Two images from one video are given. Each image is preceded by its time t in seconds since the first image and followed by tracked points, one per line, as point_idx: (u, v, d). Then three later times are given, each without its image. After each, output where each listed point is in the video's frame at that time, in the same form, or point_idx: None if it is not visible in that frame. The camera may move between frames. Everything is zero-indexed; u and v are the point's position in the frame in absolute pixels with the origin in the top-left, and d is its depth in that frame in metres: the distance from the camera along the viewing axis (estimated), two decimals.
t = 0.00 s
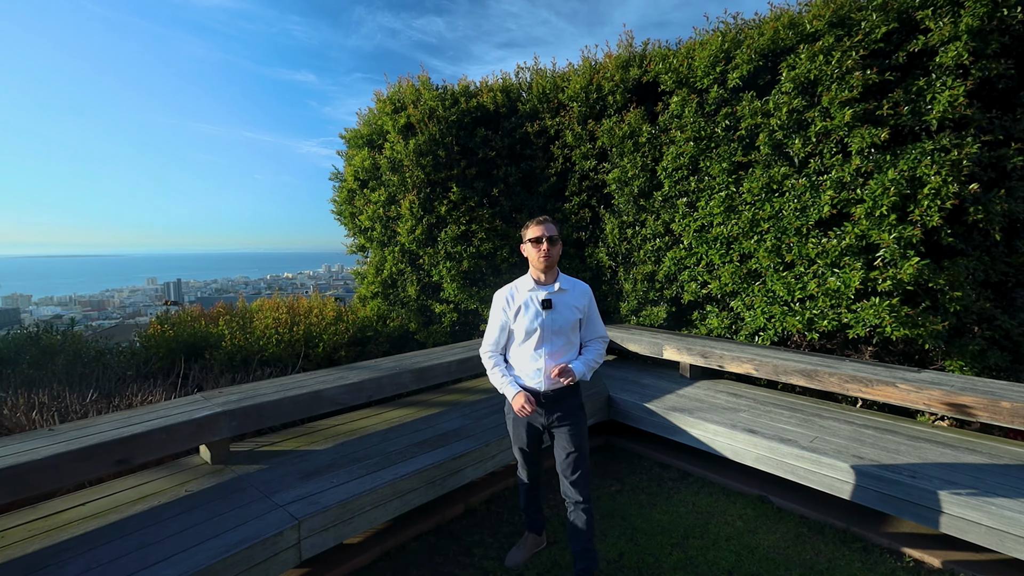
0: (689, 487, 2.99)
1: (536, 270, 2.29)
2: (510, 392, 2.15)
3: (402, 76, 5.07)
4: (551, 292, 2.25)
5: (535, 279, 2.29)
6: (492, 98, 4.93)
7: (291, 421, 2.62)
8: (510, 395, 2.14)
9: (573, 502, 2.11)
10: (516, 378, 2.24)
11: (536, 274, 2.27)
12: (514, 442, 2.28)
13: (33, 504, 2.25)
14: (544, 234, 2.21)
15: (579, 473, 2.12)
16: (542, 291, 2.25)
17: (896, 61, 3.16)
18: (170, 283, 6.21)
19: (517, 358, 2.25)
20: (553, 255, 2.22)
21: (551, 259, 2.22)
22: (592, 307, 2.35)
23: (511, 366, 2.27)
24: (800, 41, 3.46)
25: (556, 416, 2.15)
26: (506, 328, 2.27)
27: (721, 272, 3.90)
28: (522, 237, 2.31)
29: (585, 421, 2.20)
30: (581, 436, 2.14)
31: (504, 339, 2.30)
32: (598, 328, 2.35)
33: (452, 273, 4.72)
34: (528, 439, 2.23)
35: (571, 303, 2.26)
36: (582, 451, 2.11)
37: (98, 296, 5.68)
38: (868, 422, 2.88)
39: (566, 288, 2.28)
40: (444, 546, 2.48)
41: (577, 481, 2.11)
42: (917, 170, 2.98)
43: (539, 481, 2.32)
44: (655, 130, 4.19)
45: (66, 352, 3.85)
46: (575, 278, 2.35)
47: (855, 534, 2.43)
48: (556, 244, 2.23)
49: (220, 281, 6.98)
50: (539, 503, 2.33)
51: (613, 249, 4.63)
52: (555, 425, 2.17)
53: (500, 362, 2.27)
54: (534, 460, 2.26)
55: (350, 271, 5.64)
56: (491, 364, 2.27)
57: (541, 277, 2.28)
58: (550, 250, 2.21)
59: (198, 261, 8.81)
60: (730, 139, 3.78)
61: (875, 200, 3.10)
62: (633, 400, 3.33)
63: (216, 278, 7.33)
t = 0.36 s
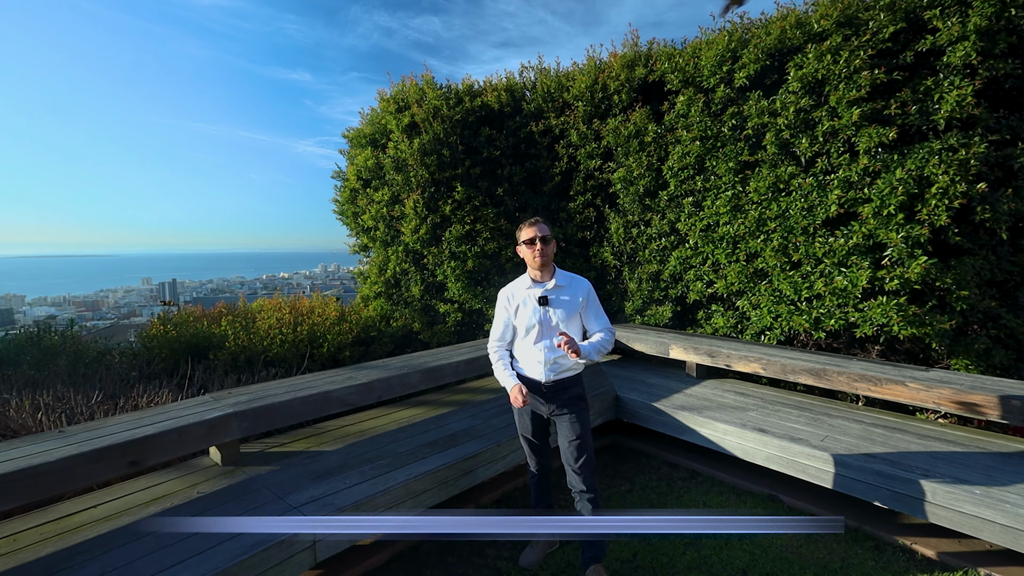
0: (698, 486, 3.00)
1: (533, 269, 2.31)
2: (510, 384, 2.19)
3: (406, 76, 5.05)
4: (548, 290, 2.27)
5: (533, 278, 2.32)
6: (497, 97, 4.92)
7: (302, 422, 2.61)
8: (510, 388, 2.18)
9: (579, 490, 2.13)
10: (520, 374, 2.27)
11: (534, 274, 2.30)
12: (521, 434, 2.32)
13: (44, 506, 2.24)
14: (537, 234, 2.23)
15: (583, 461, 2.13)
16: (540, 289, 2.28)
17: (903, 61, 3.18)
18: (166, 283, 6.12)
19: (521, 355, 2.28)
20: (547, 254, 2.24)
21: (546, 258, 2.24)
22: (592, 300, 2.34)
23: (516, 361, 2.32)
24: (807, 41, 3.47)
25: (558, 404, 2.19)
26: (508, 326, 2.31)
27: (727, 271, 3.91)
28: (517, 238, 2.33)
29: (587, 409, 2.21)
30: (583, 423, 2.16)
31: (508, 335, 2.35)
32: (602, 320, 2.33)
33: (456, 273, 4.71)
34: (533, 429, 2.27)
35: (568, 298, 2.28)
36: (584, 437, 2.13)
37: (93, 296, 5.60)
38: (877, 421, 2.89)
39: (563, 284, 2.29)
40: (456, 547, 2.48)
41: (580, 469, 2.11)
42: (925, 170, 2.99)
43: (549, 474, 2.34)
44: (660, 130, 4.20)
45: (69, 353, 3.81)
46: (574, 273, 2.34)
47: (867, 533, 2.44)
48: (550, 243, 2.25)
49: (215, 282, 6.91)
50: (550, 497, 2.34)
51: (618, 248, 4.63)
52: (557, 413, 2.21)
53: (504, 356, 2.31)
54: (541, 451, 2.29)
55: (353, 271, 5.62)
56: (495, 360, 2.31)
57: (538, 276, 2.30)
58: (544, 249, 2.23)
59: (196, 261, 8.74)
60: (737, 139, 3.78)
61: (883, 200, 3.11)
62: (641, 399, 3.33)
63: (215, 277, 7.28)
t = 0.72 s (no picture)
0: (694, 484, 3.01)
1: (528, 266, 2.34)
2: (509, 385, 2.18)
3: (398, 75, 5.02)
4: (543, 288, 2.30)
5: (528, 277, 2.35)
6: (490, 97, 4.90)
7: (295, 425, 2.57)
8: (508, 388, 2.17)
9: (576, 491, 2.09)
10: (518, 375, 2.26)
11: (529, 272, 2.32)
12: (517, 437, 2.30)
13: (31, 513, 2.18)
14: (533, 232, 2.25)
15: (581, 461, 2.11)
16: (535, 287, 2.31)
17: (893, 62, 3.22)
18: (151, 284, 5.99)
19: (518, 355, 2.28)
20: (542, 251, 2.26)
21: (541, 256, 2.26)
22: (586, 298, 2.35)
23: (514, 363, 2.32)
24: (799, 42, 3.50)
25: (555, 403, 2.17)
26: (505, 328, 2.33)
27: (720, 270, 3.93)
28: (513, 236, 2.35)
29: (584, 408, 2.21)
30: (581, 422, 2.16)
31: (506, 338, 2.36)
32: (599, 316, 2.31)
33: (449, 273, 4.69)
34: (530, 430, 2.24)
35: (563, 295, 2.30)
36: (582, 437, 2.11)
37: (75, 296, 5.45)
38: (869, 418, 2.92)
39: (558, 282, 2.33)
40: (453, 549, 2.47)
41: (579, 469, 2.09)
42: (914, 170, 3.03)
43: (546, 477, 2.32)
44: (654, 129, 4.21)
45: (53, 357, 3.73)
46: (569, 272, 2.37)
47: (860, 529, 2.47)
48: (546, 241, 2.27)
49: (204, 283, 6.80)
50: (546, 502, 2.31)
51: (611, 248, 4.64)
52: (555, 413, 2.19)
53: (502, 359, 2.31)
54: (537, 453, 2.27)
55: (344, 271, 5.57)
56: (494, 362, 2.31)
57: (533, 274, 2.33)
58: (540, 247, 2.25)
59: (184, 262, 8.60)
60: (729, 139, 3.81)
61: (873, 199, 3.15)
62: (636, 399, 3.34)
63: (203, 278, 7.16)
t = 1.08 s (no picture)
0: (675, 482, 3.03)
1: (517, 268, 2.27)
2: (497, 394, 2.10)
3: (378, 72, 4.96)
4: (532, 290, 2.25)
5: (516, 279, 2.29)
6: (470, 95, 4.88)
7: (271, 429, 2.51)
8: (497, 396, 2.09)
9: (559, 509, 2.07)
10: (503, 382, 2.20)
11: (517, 274, 2.26)
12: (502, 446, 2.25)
13: None
14: (523, 232, 2.17)
15: (565, 477, 2.07)
16: (524, 289, 2.25)
17: (865, 64, 3.29)
18: (125, 285, 5.80)
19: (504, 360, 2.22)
20: (532, 252, 2.19)
21: (530, 257, 2.19)
22: (577, 302, 2.29)
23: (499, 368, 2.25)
24: (775, 43, 3.55)
25: (541, 416, 2.12)
26: (490, 331, 2.26)
27: (699, 269, 3.97)
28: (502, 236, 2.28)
29: (571, 421, 2.15)
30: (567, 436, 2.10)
31: (491, 343, 2.29)
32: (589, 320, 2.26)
33: (431, 273, 4.65)
34: (515, 441, 2.20)
35: (552, 299, 2.24)
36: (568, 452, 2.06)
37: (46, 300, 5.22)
38: (845, 413, 2.98)
39: (547, 285, 2.27)
40: (435, 552, 2.44)
41: (563, 486, 2.05)
42: (886, 170, 3.10)
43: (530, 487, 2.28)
44: (634, 129, 4.23)
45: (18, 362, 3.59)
46: (558, 275, 2.32)
47: (836, 523, 2.52)
48: (536, 242, 2.20)
49: (180, 284, 6.64)
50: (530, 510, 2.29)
51: (593, 247, 4.66)
52: (541, 426, 2.14)
53: (487, 365, 2.23)
54: (522, 463, 2.23)
55: (324, 272, 5.49)
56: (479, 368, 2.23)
57: (522, 276, 2.27)
58: (530, 248, 2.19)
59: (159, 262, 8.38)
60: (708, 139, 3.85)
61: (848, 199, 3.21)
62: (618, 397, 3.35)
63: (178, 279, 6.99)
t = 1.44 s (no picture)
0: (660, 483, 3.02)
1: (514, 269, 2.22)
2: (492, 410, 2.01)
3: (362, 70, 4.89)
4: (529, 293, 2.18)
5: (514, 281, 2.23)
6: (456, 94, 4.83)
7: (248, 435, 2.45)
8: (491, 413, 2.00)
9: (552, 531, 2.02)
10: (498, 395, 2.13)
11: (515, 275, 2.22)
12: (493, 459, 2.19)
13: None
14: (520, 231, 2.13)
15: (559, 499, 2.02)
16: (522, 293, 2.19)
17: (848, 64, 3.29)
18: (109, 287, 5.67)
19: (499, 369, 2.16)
20: (529, 252, 2.15)
21: (527, 256, 2.14)
22: (577, 308, 2.23)
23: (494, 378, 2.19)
24: (758, 43, 3.55)
25: (543, 434, 2.05)
26: (485, 338, 2.19)
27: (685, 268, 3.96)
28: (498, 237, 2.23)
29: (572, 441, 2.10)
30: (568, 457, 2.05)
31: (484, 352, 2.21)
32: (589, 329, 2.21)
33: (416, 273, 4.59)
34: (511, 455, 2.13)
35: (552, 304, 2.17)
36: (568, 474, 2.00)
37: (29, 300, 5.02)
38: (828, 412, 2.98)
39: (547, 290, 2.20)
40: (416, 558, 2.40)
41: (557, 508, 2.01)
42: (869, 169, 3.11)
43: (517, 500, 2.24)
44: (619, 128, 4.21)
45: None
46: (557, 278, 2.25)
47: (820, 523, 2.52)
48: (532, 241, 2.16)
49: (162, 285, 6.52)
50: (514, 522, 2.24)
51: (579, 247, 4.63)
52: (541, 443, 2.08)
53: (480, 377, 2.16)
54: (514, 477, 2.17)
55: (309, 272, 5.41)
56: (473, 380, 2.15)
57: (519, 277, 2.22)
58: (526, 247, 2.14)
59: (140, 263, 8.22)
60: (693, 138, 3.84)
61: (831, 198, 3.22)
62: (603, 398, 3.32)
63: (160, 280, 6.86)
